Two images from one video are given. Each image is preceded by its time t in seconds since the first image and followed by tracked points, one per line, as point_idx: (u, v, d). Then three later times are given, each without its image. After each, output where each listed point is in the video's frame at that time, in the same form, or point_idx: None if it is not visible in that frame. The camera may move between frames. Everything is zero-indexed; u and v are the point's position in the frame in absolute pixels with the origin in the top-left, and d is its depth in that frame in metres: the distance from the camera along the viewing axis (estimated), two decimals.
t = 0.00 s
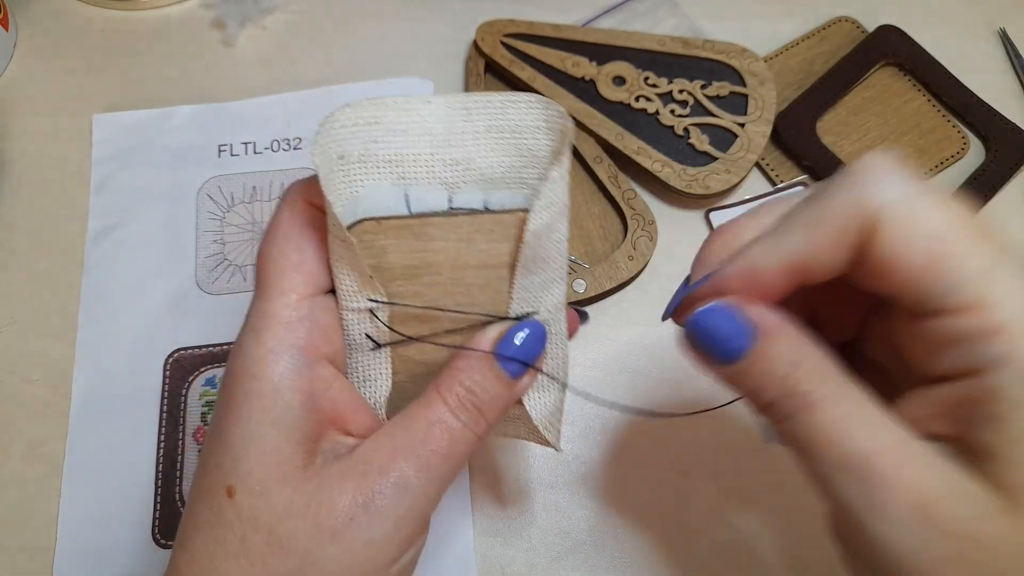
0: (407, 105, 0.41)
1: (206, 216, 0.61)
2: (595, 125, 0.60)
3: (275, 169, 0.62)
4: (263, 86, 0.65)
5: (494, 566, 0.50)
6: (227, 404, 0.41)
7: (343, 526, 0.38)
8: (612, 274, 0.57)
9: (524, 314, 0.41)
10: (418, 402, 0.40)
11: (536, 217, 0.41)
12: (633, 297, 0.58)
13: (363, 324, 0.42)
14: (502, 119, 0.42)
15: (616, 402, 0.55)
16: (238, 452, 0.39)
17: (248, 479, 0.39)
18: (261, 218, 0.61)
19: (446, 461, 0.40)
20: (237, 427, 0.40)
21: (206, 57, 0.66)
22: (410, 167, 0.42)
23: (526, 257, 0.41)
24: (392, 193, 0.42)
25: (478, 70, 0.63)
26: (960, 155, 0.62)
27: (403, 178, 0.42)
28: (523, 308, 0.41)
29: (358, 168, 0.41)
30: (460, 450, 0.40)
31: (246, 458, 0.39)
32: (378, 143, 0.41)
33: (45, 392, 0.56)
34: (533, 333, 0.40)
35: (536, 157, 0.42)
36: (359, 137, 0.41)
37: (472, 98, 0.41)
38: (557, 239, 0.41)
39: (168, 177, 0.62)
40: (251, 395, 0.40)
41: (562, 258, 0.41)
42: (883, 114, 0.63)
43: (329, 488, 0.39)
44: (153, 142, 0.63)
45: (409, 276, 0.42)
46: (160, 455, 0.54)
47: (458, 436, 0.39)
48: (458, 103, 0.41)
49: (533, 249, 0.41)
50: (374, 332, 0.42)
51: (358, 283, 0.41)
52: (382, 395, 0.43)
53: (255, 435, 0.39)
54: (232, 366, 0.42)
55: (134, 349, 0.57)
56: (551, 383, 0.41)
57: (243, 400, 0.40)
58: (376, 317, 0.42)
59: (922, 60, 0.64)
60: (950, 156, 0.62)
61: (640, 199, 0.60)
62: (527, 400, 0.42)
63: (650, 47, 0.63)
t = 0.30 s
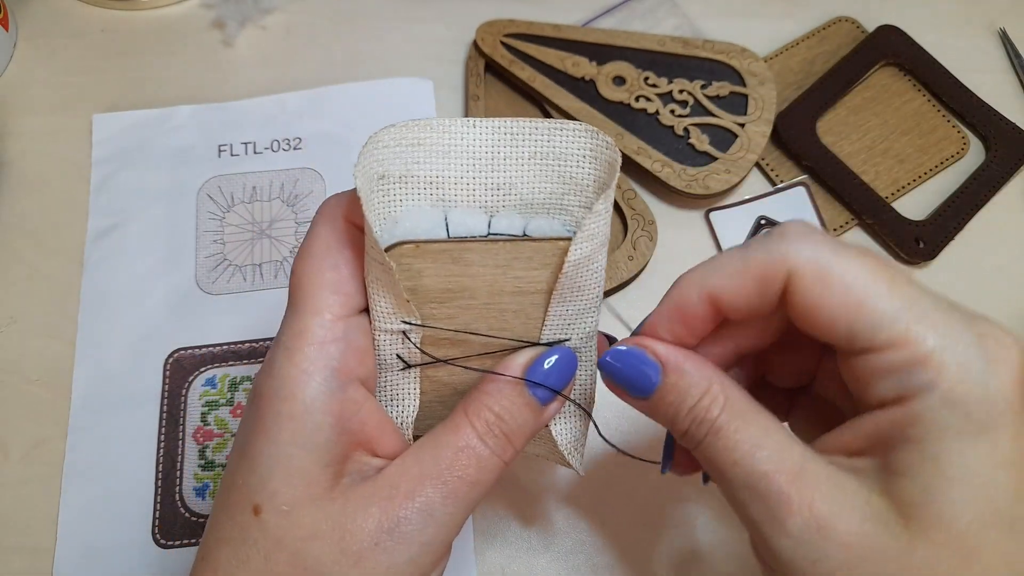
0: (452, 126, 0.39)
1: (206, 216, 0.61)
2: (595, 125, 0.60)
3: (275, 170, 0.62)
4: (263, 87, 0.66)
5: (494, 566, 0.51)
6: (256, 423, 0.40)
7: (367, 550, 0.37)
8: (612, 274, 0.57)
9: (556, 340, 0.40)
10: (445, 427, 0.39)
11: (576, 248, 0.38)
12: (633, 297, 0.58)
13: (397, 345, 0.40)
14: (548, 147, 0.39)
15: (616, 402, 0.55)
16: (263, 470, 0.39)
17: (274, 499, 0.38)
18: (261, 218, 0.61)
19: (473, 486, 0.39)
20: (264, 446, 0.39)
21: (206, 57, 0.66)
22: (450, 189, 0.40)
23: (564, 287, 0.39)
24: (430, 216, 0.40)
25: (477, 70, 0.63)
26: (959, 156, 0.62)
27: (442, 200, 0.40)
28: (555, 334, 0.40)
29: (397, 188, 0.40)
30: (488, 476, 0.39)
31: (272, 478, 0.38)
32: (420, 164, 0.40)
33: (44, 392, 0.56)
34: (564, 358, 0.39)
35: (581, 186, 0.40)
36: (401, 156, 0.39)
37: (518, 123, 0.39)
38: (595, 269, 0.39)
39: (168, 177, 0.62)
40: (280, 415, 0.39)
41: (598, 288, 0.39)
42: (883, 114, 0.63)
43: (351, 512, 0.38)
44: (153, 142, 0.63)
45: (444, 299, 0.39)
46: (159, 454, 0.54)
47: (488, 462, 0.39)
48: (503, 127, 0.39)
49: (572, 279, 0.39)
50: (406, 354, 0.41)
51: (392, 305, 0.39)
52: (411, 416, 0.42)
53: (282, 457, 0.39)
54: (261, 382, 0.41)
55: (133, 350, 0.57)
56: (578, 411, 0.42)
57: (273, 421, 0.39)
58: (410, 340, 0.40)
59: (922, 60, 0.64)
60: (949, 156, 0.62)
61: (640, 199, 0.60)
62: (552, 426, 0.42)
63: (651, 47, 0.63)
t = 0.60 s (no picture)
0: (461, 132, 0.38)
1: (206, 217, 0.61)
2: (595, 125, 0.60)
3: (275, 170, 0.62)
4: (263, 87, 0.66)
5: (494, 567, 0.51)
6: (259, 429, 0.40)
7: (371, 558, 0.37)
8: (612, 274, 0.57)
9: (556, 347, 0.40)
10: (446, 432, 0.39)
11: (584, 259, 0.37)
12: (633, 297, 0.58)
13: (398, 351, 0.40)
14: (559, 156, 0.38)
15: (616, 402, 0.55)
16: (266, 476, 0.39)
17: (276, 507, 0.38)
18: (261, 219, 0.61)
19: (475, 491, 0.39)
20: (266, 453, 0.39)
21: (206, 57, 0.66)
22: (458, 194, 0.40)
23: (568, 295, 0.38)
24: (437, 221, 0.39)
25: (478, 70, 0.63)
26: (959, 156, 0.62)
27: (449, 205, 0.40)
28: (557, 340, 0.40)
29: (403, 193, 0.39)
30: (490, 483, 0.39)
31: (273, 485, 0.38)
32: (428, 169, 0.39)
33: (44, 392, 0.56)
34: (564, 364, 0.39)
35: (590, 194, 0.39)
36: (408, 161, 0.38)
37: (528, 130, 0.38)
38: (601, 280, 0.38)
39: (169, 177, 0.62)
40: (283, 422, 0.40)
41: (602, 295, 0.39)
42: (884, 114, 0.63)
43: (352, 518, 0.38)
44: (153, 142, 0.63)
45: (449, 305, 0.38)
46: (159, 454, 0.54)
47: (490, 468, 0.39)
48: (513, 134, 0.38)
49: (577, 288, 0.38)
50: (407, 359, 0.40)
51: (397, 313, 0.38)
52: (410, 421, 0.41)
53: (284, 463, 0.39)
54: (261, 388, 0.42)
55: (133, 350, 0.57)
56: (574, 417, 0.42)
57: (275, 428, 0.39)
58: (412, 346, 0.39)
59: (923, 61, 0.64)
60: (949, 156, 0.62)
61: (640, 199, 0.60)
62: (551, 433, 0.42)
63: (651, 47, 0.63)
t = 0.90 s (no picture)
0: (495, 149, 0.38)
1: (206, 217, 0.61)
2: (595, 125, 0.60)
3: (275, 170, 0.62)
4: (263, 87, 0.65)
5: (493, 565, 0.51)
6: (257, 399, 0.41)
7: (364, 555, 0.37)
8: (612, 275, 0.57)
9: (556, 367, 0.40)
10: (443, 425, 0.39)
11: (591, 279, 0.39)
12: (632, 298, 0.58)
13: (403, 348, 0.41)
14: (586, 186, 0.38)
15: (617, 404, 0.55)
16: (257, 447, 0.40)
17: (262, 477, 0.39)
18: (261, 219, 0.61)
19: (459, 486, 0.38)
20: (260, 422, 0.40)
21: (206, 58, 0.66)
22: (483, 205, 0.38)
23: (572, 316, 0.39)
24: (457, 228, 0.38)
25: (478, 70, 0.63)
26: (959, 156, 0.62)
27: (472, 215, 0.38)
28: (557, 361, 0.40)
29: (429, 197, 0.38)
30: (475, 481, 0.39)
31: (262, 455, 0.39)
32: (457, 178, 0.38)
33: (44, 392, 0.56)
34: (562, 375, 0.39)
35: (606, 229, 0.38)
36: (440, 168, 0.38)
37: (560, 158, 0.38)
38: (605, 305, 0.40)
39: (169, 177, 0.62)
40: (281, 395, 0.41)
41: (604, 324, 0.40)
42: (884, 114, 0.63)
43: (333, 499, 0.38)
44: (153, 142, 0.63)
45: (457, 308, 0.39)
46: (159, 454, 0.54)
47: (478, 464, 0.38)
48: (545, 159, 0.38)
49: (582, 309, 0.39)
50: (411, 358, 0.41)
51: (410, 304, 0.39)
52: (404, 422, 0.42)
53: (274, 433, 0.40)
54: (271, 359, 0.43)
55: (133, 350, 0.57)
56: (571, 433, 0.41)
57: (274, 400, 0.41)
58: (417, 344, 0.40)
59: (923, 61, 0.64)
60: (949, 157, 0.62)
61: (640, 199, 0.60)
62: (543, 450, 0.41)
63: (651, 47, 0.63)
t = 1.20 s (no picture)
0: (521, 167, 0.39)
1: (206, 217, 0.61)
2: (595, 125, 0.60)
3: (275, 170, 0.62)
4: (263, 87, 0.65)
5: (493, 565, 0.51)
6: (261, 392, 0.42)
7: (363, 556, 0.37)
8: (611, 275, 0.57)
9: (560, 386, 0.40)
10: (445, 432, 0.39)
11: (601, 302, 0.39)
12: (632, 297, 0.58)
13: (408, 352, 0.40)
14: (607, 215, 0.39)
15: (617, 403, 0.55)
16: (255, 440, 0.40)
17: (258, 471, 0.39)
18: (261, 219, 0.61)
19: (454, 495, 0.38)
20: (261, 415, 0.41)
21: (206, 57, 0.66)
22: (503, 219, 0.38)
23: (580, 338, 0.40)
24: (475, 240, 0.38)
25: (478, 70, 0.63)
26: (960, 156, 0.62)
27: (492, 228, 0.38)
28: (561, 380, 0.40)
29: (451, 208, 0.38)
30: (472, 492, 0.38)
31: (261, 448, 0.40)
32: (481, 192, 0.39)
33: (45, 392, 0.56)
34: (565, 396, 0.40)
35: (621, 256, 0.39)
36: (466, 181, 0.39)
37: (584, 184, 0.39)
38: (613, 331, 0.40)
39: (169, 178, 0.62)
40: (284, 389, 0.41)
41: (609, 350, 0.41)
42: (884, 114, 0.63)
43: (327, 496, 0.38)
44: (153, 142, 0.63)
45: (468, 318, 0.39)
46: (160, 454, 0.54)
47: (476, 474, 0.38)
48: (570, 183, 0.39)
49: (590, 331, 0.40)
50: (415, 365, 0.40)
51: (422, 308, 0.40)
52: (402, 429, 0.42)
53: (274, 427, 0.40)
54: (276, 354, 0.43)
55: (134, 350, 0.57)
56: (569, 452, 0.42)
57: (275, 394, 0.41)
58: (424, 350, 0.40)
59: (923, 60, 0.64)
60: (949, 157, 0.62)
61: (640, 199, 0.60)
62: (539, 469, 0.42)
63: (651, 47, 0.63)
